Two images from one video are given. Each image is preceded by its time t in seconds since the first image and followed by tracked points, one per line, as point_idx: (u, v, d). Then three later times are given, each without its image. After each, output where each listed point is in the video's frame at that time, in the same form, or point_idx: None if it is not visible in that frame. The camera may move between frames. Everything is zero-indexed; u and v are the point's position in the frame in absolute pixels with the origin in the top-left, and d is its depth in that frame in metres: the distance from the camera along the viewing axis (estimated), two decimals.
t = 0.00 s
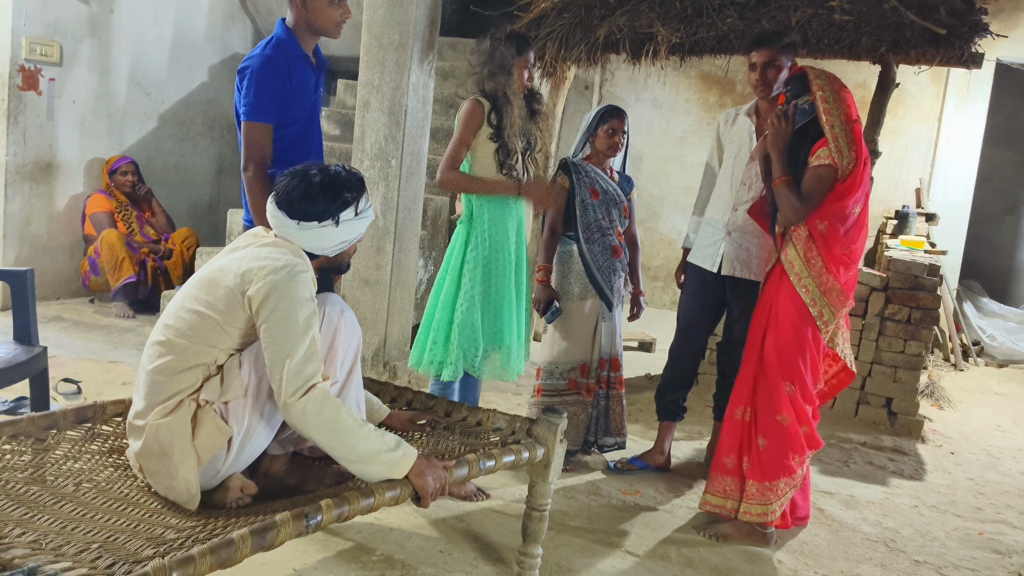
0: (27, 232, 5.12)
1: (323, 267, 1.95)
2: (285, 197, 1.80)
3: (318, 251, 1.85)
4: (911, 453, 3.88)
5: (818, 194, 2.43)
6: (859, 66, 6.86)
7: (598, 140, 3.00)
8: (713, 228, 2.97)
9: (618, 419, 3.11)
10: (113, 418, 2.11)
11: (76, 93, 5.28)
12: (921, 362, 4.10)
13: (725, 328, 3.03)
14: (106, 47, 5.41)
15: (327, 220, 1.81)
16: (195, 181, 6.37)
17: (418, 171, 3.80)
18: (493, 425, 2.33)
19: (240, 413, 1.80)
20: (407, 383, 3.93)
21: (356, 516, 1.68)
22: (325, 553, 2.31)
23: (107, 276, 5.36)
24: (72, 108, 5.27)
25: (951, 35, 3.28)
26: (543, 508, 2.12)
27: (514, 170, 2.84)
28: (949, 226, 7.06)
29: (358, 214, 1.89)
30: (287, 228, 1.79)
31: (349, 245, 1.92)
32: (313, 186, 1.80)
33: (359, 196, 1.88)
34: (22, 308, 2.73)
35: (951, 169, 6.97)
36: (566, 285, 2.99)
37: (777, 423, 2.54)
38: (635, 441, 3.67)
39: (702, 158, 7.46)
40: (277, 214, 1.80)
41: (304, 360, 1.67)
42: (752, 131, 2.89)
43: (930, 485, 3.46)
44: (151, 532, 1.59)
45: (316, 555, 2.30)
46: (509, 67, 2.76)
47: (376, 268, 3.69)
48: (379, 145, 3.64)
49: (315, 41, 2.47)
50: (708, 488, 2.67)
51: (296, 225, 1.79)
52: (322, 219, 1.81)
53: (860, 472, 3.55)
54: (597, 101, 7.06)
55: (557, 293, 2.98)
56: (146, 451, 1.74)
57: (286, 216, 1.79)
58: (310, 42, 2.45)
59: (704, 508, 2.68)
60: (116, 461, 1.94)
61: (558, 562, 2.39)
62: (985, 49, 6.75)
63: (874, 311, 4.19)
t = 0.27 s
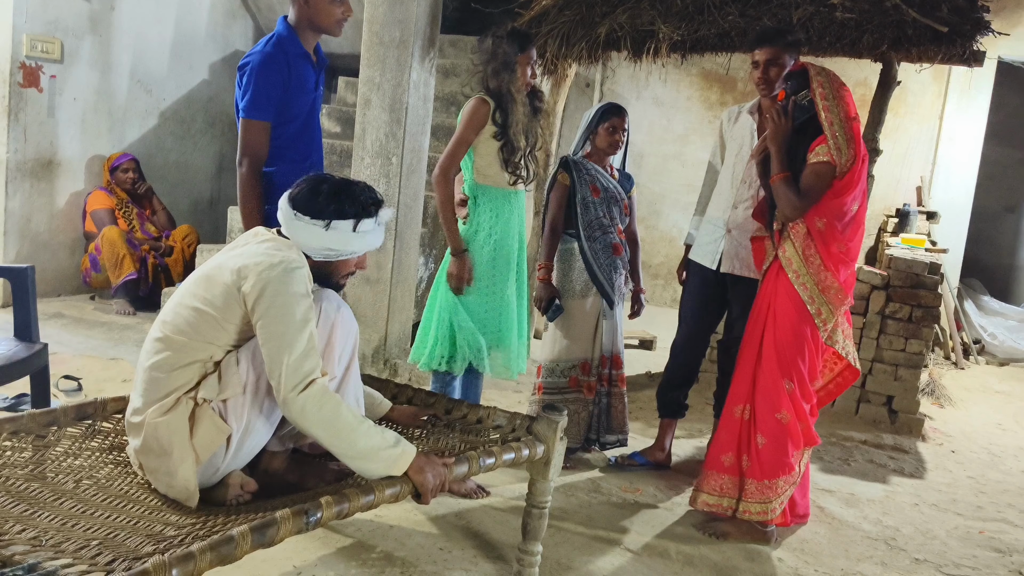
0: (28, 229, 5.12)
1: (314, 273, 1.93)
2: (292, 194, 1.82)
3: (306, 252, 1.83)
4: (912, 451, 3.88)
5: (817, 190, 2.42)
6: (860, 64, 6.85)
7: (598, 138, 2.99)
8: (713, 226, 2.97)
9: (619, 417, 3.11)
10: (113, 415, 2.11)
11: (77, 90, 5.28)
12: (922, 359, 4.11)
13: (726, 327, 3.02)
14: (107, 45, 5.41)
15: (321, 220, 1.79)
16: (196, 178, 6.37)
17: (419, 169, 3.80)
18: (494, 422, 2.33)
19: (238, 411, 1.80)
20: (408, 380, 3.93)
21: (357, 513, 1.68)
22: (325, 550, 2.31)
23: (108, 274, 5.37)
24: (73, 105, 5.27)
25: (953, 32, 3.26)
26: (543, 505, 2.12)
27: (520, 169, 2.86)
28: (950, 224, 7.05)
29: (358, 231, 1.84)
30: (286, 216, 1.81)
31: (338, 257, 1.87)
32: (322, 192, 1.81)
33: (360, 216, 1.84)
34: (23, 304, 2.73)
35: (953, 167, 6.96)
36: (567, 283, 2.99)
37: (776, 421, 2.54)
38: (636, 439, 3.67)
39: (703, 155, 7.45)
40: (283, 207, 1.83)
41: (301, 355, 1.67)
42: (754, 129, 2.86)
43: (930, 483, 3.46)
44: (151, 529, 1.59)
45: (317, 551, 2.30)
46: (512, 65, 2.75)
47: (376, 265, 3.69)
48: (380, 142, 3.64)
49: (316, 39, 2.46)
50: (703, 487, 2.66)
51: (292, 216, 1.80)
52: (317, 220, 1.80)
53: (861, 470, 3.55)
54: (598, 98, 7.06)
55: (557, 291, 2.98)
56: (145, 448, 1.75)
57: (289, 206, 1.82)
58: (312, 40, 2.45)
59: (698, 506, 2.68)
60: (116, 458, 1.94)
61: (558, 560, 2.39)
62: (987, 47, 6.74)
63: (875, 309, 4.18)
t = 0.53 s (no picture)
0: (27, 226, 5.12)
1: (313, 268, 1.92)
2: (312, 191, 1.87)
3: (304, 243, 1.84)
4: (911, 449, 3.88)
5: (816, 188, 2.42)
6: (861, 62, 6.84)
7: (598, 135, 2.99)
8: (712, 223, 2.97)
9: (619, 415, 3.10)
10: (113, 412, 2.11)
11: (77, 87, 5.27)
12: (922, 358, 4.10)
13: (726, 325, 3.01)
14: (107, 41, 5.41)
15: (326, 216, 1.81)
16: (196, 175, 6.36)
17: (419, 166, 3.79)
18: (493, 420, 2.33)
19: (235, 409, 1.80)
20: (408, 378, 3.93)
21: (356, 510, 1.69)
22: (325, 547, 2.31)
23: (107, 271, 5.37)
24: (73, 102, 5.26)
25: (953, 30, 3.26)
26: (543, 503, 2.12)
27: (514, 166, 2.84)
28: (950, 222, 7.05)
29: (358, 235, 1.84)
30: (297, 210, 1.85)
31: (331, 257, 1.86)
32: (335, 194, 1.84)
33: (363, 223, 1.84)
34: (22, 301, 2.73)
35: (953, 165, 6.96)
36: (568, 281, 2.99)
37: (776, 418, 2.54)
38: (635, 437, 3.67)
39: (703, 153, 7.44)
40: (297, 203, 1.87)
41: (294, 355, 1.67)
42: (754, 127, 2.88)
43: (929, 482, 3.46)
44: (150, 526, 1.59)
45: (316, 549, 2.30)
46: (514, 63, 2.75)
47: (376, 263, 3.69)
48: (379, 140, 3.63)
49: (318, 36, 2.46)
50: (708, 488, 2.65)
51: (301, 210, 1.83)
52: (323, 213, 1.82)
53: (860, 468, 3.55)
54: (598, 96, 7.05)
55: (557, 289, 2.99)
56: (142, 445, 1.75)
57: (303, 202, 1.86)
58: (314, 37, 2.45)
59: (705, 509, 2.66)
60: (115, 455, 1.94)
61: (558, 558, 2.39)
62: (987, 45, 6.74)
63: (875, 307, 4.18)
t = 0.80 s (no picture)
0: (28, 223, 5.12)
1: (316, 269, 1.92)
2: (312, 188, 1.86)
3: (307, 242, 1.84)
4: (911, 447, 3.88)
5: (816, 186, 2.42)
6: (862, 60, 6.84)
7: (598, 134, 2.99)
8: (710, 221, 2.97)
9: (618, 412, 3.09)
10: (114, 409, 2.11)
11: (78, 84, 5.27)
12: (922, 356, 4.10)
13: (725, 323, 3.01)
14: (107, 38, 5.40)
15: (328, 215, 1.81)
16: (196, 172, 6.36)
17: (419, 164, 3.79)
18: (494, 418, 2.34)
19: (237, 407, 1.80)
20: (408, 376, 3.93)
21: (356, 508, 1.69)
22: (325, 545, 2.31)
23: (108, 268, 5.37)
24: (74, 99, 5.26)
25: (954, 28, 3.27)
26: (543, 500, 2.12)
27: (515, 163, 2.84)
28: (951, 220, 7.05)
29: (360, 233, 1.84)
30: (298, 207, 1.84)
31: (335, 256, 1.85)
32: (336, 190, 1.83)
33: (366, 220, 1.85)
34: (23, 298, 2.73)
35: (953, 163, 6.95)
36: (568, 279, 3.00)
37: (777, 415, 2.55)
38: (635, 434, 3.68)
39: (704, 151, 7.44)
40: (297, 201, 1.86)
41: (296, 352, 1.66)
42: (752, 124, 2.84)
43: (929, 479, 3.46)
44: (152, 523, 1.60)
45: (317, 546, 2.30)
46: (515, 61, 2.75)
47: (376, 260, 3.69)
48: (380, 137, 3.63)
49: (319, 34, 2.46)
50: (708, 485, 2.66)
51: (303, 207, 1.82)
52: (324, 211, 1.81)
53: (860, 466, 3.55)
54: (598, 93, 7.04)
55: (557, 287, 2.99)
56: (144, 441, 1.75)
57: (303, 199, 1.85)
58: (315, 35, 2.44)
59: (706, 505, 2.68)
60: (116, 452, 1.94)
61: (557, 555, 2.39)
62: (988, 43, 6.73)
63: (875, 305, 4.18)
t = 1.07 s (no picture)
0: (30, 221, 5.12)
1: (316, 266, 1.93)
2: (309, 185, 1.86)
3: (308, 241, 1.84)
4: (913, 445, 3.88)
5: (815, 185, 2.42)
6: (864, 57, 6.83)
7: (599, 132, 2.99)
8: (707, 218, 2.96)
9: (619, 411, 3.10)
10: (116, 407, 2.12)
11: (79, 83, 5.27)
12: (924, 354, 4.09)
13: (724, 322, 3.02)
14: (109, 37, 5.40)
15: (327, 212, 1.81)
16: (197, 170, 6.36)
17: (421, 162, 3.79)
18: (495, 415, 2.34)
19: (239, 405, 1.81)
20: (410, 374, 3.93)
21: (358, 505, 1.69)
22: (327, 542, 2.32)
23: (110, 266, 5.38)
24: (76, 97, 5.26)
25: (956, 25, 3.27)
26: (545, 498, 2.13)
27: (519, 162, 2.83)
28: (953, 217, 7.04)
29: (360, 229, 1.84)
30: (296, 207, 1.84)
31: (337, 252, 1.87)
32: (334, 188, 1.83)
33: (365, 215, 1.84)
34: (25, 297, 2.73)
35: (955, 161, 6.94)
36: (568, 277, 3.00)
37: (778, 411, 2.55)
38: (637, 432, 3.68)
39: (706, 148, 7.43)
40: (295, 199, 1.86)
41: (298, 349, 1.67)
42: (744, 120, 2.87)
43: (931, 477, 3.46)
44: (154, 521, 1.60)
45: (319, 543, 2.30)
46: (517, 59, 2.75)
47: (378, 258, 3.69)
48: (381, 135, 3.63)
49: (319, 32, 2.46)
50: (706, 478, 2.67)
51: (301, 207, 1.82)
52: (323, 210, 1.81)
53: (862, 463, 3.55)
54: (600, 91, 7.04)
55: (558, 285, 3.00)
56: (147, 439, 1.75)
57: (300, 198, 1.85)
58: (316, 33, 2.44)
59: (701, 496, 2.69)
60: (119, 450, 1.94)
61: (559, 553, 2.39)
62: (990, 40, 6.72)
63: (878, 303, 4.18)
